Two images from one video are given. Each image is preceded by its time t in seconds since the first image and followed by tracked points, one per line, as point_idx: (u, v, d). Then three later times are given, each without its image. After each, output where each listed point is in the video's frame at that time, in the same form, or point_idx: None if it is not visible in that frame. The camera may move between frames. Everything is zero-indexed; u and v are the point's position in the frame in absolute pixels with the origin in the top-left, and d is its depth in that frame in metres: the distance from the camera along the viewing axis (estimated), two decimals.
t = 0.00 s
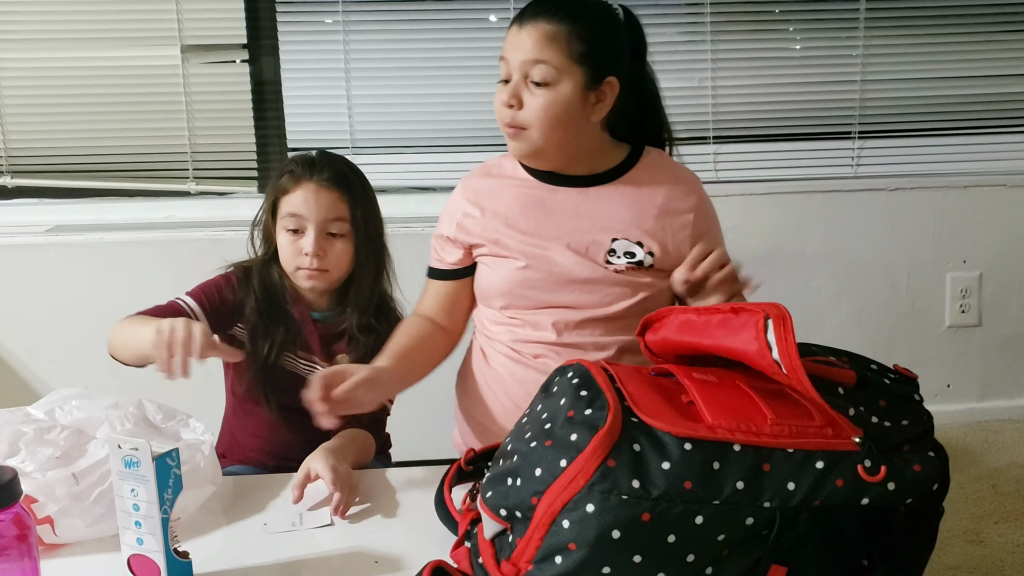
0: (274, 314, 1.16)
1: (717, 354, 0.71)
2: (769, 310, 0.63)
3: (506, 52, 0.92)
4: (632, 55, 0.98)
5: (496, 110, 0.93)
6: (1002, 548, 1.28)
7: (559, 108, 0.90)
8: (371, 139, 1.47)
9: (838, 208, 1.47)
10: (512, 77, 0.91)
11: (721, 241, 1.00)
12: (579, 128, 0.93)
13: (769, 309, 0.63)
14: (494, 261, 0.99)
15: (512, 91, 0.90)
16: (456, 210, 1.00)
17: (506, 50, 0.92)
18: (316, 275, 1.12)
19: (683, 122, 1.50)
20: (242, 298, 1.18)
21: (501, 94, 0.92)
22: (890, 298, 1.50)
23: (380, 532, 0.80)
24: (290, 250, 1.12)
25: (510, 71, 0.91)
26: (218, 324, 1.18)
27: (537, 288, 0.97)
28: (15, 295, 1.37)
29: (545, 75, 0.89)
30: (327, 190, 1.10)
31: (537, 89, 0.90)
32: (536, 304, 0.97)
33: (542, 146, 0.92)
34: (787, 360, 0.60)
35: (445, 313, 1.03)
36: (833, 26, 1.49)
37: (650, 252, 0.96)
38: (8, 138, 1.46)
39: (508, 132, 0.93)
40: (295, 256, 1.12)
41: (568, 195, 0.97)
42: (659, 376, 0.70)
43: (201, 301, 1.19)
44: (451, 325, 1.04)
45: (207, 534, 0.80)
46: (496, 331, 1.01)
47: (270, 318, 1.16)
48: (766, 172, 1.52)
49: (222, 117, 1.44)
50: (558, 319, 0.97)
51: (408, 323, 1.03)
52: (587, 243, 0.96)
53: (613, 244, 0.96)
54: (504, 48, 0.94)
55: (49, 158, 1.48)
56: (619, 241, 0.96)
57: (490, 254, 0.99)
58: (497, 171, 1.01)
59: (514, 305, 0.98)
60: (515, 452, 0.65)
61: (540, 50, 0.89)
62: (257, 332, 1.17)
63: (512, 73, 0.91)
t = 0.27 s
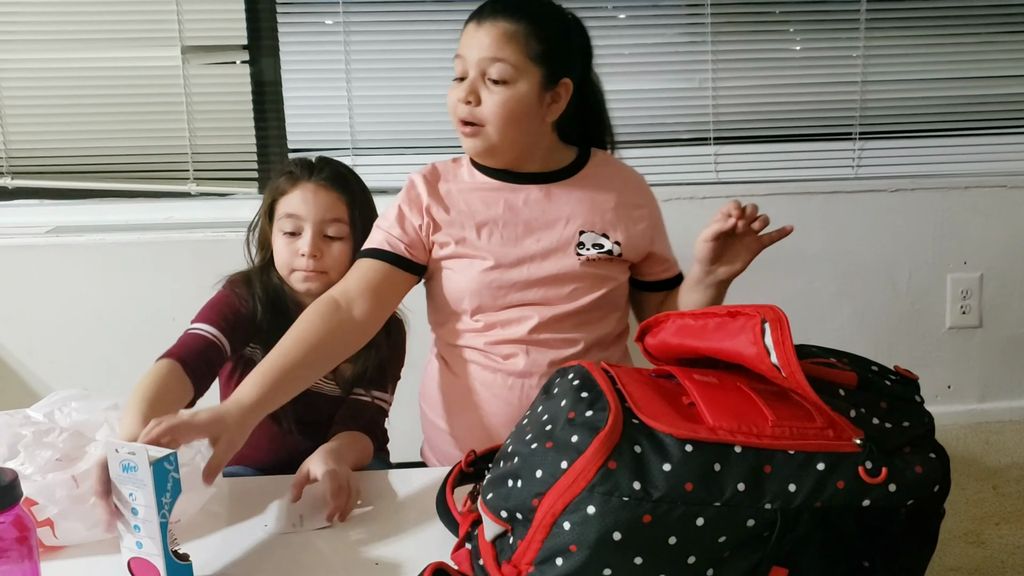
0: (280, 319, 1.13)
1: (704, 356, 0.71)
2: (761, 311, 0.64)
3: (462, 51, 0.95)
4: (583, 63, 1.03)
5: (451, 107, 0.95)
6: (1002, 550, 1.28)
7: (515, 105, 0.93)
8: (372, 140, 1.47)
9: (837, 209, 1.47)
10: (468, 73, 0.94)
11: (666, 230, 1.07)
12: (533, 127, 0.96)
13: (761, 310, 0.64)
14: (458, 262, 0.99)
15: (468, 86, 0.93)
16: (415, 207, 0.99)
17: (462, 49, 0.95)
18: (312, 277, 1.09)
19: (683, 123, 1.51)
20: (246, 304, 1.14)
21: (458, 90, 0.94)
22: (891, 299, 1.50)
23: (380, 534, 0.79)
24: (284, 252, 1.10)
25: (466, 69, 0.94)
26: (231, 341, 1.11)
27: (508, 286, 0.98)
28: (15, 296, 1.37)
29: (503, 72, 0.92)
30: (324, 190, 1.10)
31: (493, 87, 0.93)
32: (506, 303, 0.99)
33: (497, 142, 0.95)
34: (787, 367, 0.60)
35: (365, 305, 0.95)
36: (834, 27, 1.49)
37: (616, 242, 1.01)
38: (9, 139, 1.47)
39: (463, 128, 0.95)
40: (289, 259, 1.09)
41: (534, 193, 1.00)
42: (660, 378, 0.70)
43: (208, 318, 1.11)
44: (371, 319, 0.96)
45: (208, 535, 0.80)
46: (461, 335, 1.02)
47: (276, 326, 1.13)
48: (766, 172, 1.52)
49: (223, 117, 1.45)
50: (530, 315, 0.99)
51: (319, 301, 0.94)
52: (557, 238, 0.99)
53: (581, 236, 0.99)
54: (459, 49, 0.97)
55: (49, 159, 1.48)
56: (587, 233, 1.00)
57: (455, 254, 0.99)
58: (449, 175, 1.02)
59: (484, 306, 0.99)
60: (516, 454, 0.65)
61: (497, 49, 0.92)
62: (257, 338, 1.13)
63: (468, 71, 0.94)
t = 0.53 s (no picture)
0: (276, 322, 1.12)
1: (702, 356, 0.71)
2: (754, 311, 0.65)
3: (432, 53, 0.94)
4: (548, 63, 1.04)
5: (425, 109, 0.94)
6: (1000, 548, 1.26)
7: (491, 107, 0.93)
8: (370, 139, 1.47)
9: (836, 208, 1.47)
10: (440, 75, 0.93)
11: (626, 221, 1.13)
12: (508, 126, 0.96)
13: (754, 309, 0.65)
14: (444, 272, 0.98)
15: (442, 88, 0.92)
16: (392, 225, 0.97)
17: (433, 50, 0.95)
18: (309, 281, 1.08)
19: (681, 123, 1.51)
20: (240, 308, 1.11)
21: (432, 92, 0.94)
22: (889, 298, 1.51)
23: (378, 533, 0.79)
24: (276, 258, 1.08)
25: (439, 71, 0.93)
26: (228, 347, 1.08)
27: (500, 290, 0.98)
28: (12, 296, 1.37)
29: (478, 72, 0.92)
30: (314, 190, 1.09)
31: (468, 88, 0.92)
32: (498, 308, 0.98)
33: (475, 144, 0.95)
34: (783, 364, 0.60)
35: (349, 339, 0.92)
36: (831, 26, 1.49)
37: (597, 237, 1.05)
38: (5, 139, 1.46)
39: (439, 131, 0.95)
40: (283, 264, 1.08)
41: (517, 196, 1.00)
42: (657, 377, 0.70)
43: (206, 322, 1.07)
44: (358, 354, 0.92)
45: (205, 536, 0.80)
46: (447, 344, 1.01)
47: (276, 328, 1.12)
48: (764, 171, 1.52)
49: (221, 116, 1.46)
50: (523, 317, 0.99)
51: (302, 346, 0.90)
52: (546, 238, 1.00)
53: (567, 231, 1.02)
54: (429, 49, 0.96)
55: (47, 159, 1.48)
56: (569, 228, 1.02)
57: (439, 266, 0.98)
58: (422, 185, 1.00)
59: (476, 312, 0.99)
60: (514, 453, 0.65)
61: (469, 50, 0.92)
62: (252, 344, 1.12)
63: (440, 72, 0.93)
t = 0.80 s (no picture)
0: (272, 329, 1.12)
1: (702, 355, 0.71)
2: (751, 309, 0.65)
3: (417, 63, 0.94)
4: (536, 60, 1.04)
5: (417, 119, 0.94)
6: (1000, 548, 1.25)
7: (482, 114, 0.93)
8: (369, 139, 1.47)
9: (835, 207, 1.47)
10: (429, 85, 0.93)
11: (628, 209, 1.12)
12: (501, 130, 0.96)
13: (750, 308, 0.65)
14: (442, 277, 0.99)
15: (432, 98, 0.92)
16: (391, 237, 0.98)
17: (419, 59, 0.94)
18: (310, 280, 1.08)
19: (680, 123, 1.51)
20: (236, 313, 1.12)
21: (422, 102, 0.93)
22: (888, 297, 1.51)
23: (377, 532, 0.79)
24: (275, 257, 1.08)
25: (427, 81, 0.93)
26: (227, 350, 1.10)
27: (497, 290, 0.99)
28: (12, 295, 1.37)
29: (467, 80, 0.92)
30: (313, 190, 1.08)
31: (458, 96, 0.92)
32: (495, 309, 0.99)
33: (468, 150, 0.95)
34: (782, 364, 0.60)
35: (359, 355, 0.94)
36: (831, 26, 1.49)
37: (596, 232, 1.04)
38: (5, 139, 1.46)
39: (431, 139, 0.95)
40: (283, 264, 1.07)
41: (514, 196, 1.00)
42: (656, 376, 0.70)
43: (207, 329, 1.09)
44: (367, 371, 0.95)
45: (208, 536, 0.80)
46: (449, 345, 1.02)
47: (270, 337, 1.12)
48: (763, 170, 1.52)
49: (220, 116, 1.46)
50: (522, 316, 1.00)
51: (313, 364, 0.93)
52: (544, 237, 1.01)
53: (564, 228, 1.01)
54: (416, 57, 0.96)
55: (47, 159, 1.48)
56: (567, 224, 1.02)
57: (439, 272, 0.99)
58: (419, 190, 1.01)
59: (475, 314, 1.00)
60: (514, 452, 0.65)
61: (455, 57, 0.92)
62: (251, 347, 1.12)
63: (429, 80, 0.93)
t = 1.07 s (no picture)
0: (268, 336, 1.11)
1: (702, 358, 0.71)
2: (751, 312, 0.65)
3: (424, 60, 0.95)
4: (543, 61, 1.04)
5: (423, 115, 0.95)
6: (1001, 549, 1.24)
7: (489, 109, 0.93)
8: (370, 141, 1.47)
9: (836, 208, 1.47)
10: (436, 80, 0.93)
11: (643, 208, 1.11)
12: (507, 126, 0.96)
13: (751, 311, 0.65)
14: (447, 279, 1.00)
15: (438, 93, 0.93)
16: (398, 240, 0.99)
17: (427, 55, 0.95)
18: (304, 282, 1.08)
19: (680, 124, 1.51)
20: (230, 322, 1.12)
21: (428, 98, 0.94)
22: (889, 299, 1.51)
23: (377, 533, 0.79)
24: (269, 262, 1.08)
25: (434, 77, 0.93)
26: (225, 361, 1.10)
27: (498, 293, 0.99)
28: (13, 296, 1.37)
29: (473, 74, 0.92)
30: (302, 192, 1.08)
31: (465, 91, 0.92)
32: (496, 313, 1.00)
33: (474, 146, 0.95)
34: (782, 365, 0.60)
35: (368, 354, 0.93)
36: (831, 27, 1.49)
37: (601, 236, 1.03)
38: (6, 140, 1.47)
39: (438, 135, 0.95)
40: (277, 268, 1.08)
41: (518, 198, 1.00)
42: (657, 378, 0.70)
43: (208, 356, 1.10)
44: (377, 369, 0.94)
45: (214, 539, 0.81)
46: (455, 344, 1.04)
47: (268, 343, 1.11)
48: (764, 172, 1.52)
49: (221, 117, 1.46)
50: (521, 319, 1.00)
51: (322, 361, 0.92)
52: (545, 241, 1.00)
53: (565, 232, 1.01)
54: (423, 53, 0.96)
55: (48, 159, 1.49)
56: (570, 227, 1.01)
57: (446, 275, 0.99)
58: (430, 193, 1.02)
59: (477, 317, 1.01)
60: (513, 454, 0.65)
61: (462, 53, 0.92)
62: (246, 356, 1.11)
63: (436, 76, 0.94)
